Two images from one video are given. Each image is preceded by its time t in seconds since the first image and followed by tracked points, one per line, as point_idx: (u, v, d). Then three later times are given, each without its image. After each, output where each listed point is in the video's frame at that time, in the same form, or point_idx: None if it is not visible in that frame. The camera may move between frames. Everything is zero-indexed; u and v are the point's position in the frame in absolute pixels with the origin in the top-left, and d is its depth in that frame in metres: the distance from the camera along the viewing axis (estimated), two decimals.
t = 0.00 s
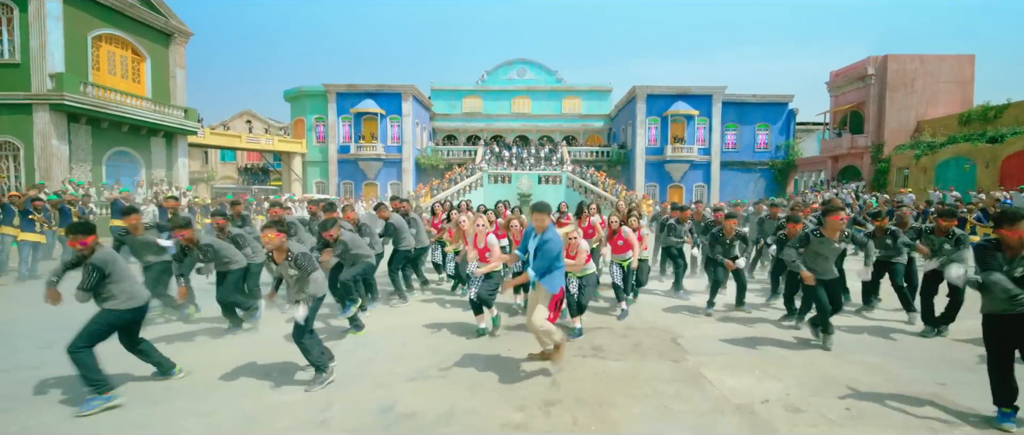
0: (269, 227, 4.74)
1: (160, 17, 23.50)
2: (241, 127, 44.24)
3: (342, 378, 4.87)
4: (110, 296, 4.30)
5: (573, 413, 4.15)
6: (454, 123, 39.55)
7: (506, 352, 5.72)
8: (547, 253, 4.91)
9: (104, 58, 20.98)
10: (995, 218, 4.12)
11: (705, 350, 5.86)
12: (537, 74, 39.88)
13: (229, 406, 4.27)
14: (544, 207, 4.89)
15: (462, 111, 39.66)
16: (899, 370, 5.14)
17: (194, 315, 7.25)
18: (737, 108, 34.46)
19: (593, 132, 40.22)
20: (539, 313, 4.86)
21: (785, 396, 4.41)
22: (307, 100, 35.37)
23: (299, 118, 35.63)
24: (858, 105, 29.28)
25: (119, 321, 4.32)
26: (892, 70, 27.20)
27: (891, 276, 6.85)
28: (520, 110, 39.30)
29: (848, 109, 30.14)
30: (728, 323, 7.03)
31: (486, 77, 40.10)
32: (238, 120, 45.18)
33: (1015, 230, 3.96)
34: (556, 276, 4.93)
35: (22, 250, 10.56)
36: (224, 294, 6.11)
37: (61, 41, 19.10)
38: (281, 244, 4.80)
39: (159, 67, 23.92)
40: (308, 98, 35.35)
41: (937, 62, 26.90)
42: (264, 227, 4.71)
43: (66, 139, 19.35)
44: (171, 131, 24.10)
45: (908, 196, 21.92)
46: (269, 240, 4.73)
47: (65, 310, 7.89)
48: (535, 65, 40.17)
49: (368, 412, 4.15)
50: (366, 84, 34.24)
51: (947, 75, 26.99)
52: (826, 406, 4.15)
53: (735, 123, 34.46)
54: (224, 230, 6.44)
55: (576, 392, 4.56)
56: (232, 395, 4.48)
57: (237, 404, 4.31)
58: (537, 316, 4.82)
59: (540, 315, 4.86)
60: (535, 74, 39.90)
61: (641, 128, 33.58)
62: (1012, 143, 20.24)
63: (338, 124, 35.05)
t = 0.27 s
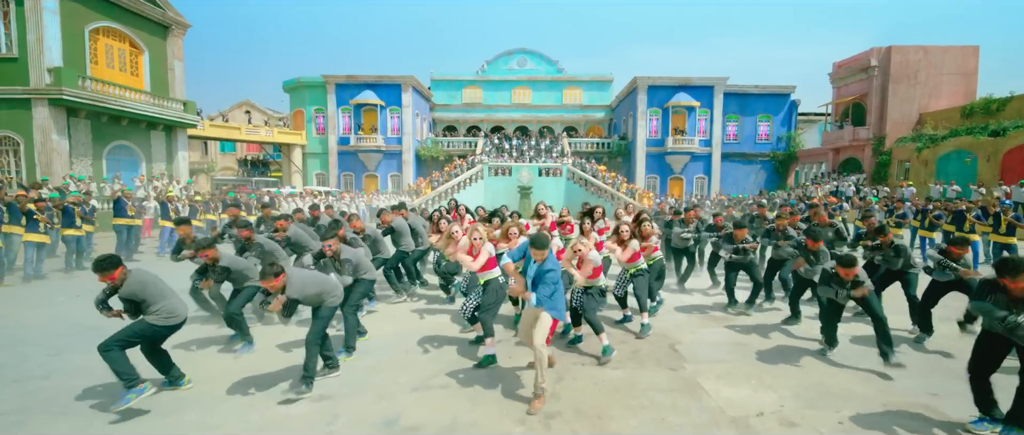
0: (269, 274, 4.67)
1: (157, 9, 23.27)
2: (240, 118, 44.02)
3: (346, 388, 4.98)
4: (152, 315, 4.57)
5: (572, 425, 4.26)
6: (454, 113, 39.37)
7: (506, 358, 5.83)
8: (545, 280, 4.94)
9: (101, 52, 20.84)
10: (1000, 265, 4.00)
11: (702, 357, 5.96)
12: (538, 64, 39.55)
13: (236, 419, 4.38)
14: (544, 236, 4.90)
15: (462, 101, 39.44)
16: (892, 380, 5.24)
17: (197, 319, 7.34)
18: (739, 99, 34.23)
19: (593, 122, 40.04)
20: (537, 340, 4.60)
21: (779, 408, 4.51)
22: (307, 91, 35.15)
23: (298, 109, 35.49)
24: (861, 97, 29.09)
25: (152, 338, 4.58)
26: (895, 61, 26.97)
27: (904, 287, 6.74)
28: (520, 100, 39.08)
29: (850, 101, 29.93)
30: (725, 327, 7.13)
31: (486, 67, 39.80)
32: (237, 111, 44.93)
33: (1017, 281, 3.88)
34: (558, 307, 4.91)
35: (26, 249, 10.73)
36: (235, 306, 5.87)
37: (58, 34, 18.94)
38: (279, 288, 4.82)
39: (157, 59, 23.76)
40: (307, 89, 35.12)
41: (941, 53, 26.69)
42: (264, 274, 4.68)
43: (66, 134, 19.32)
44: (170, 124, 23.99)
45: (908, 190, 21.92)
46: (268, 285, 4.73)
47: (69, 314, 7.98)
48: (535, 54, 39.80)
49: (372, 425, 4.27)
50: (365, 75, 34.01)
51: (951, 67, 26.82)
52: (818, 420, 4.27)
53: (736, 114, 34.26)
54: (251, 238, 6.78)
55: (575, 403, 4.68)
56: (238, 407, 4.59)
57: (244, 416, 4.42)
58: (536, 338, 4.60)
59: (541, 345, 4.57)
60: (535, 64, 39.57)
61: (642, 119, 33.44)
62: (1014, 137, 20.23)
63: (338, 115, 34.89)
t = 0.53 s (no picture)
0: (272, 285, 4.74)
1: None
2: (237, 105, 43.67)
3: (350, 389, 5.09)
4: (165, 321, 4.70)
5: (570, 427, 4.38)
6: (453, 100, 39.07)
7: (504, 357, 5.96)
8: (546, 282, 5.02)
9: (95, 40, 20.56)
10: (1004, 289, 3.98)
11: (698, 355, 6.09)
12: (537, 50, 39.11)
13: (244, 421, 4.50)
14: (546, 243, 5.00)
15: (461, 88, 39.11)
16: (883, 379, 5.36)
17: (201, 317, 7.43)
18: (740, 87, 34.00)
19: (593, 110, 39.79)
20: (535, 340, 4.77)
21: (772, 409, 4.64)
22: (304, 79, 34.81)
23: (296, 96, 35.20)
24: (862, 85, 28.90)
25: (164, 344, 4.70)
26: (898, 49, 26.74)
27: (909, 288, 6.66)
28: (519, 87, 38.75)
29: (851, 89, 29.75)
30: (722, 324, 7.24)
31: (485, 54, 39.35)
32: (234, 98, 44.54)
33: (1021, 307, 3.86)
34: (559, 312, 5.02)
35: (28, 244, 10.78)
36: (239, 312, 5.88)
37: (51, 23, 18.66)
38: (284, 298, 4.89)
39: (151, 48, 23.46)
40: (304, 76, 34.76)
41: (944, 41, 26.45)
42: (269, 285, 4.75)
43: (63, 124, 19.20)
44: (167, 114, 23.80)
45: (907, 179, 21.93)
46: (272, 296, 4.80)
47: (75, 310, 8.08)
48: (534, 40, 39.32)
49: (375, 427, 4.38)
50: (363, 62, 33.65)
51: (953, 54, 26.62)
52: (809, 421, 4.40)
53: (736, 102, 34.07)
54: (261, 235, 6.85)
55: (573, 404, 4.80)
56: (245, 409, 4.70)
57: (251, 418, 4.54)
58: (533, 339, 4.76)
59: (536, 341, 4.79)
60: (534, 51, 39.13)
61: (642, 107, 33.26)
62: (1012, 126, 20.19)
63: (335, 103, 34.62)
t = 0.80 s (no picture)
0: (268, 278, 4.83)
1: None
2: (231, 87, 43.02)
3: (353, 381, 5.22)
4: (177, 315, 4.82)
5: (567, 418, 4.53)
6: (450, 82, 38.59)
7: (503, 348, 6.10)
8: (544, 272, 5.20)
9: (84, 22, 20.10)
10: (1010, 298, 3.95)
11: (692, 345, 6.24)
12: (535, 30, 38.47)
13: (250, 412, 4.65)
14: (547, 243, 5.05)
15: (457, 70, 38.59)
16: (871, 369, 5.54)
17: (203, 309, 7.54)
18: (740, 68, 33.67)
19: (591, 91, 39.42)
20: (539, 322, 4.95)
21: (761, 400, 4.80)
22: (298, 60, 34.25)
23: (290, 78, 34.69)
24: (862, 67, 28.68)
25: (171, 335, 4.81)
26: (899, 30, 26.45)
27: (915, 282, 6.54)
28: (516, 68, 38.26)
29: (851, 72, 29.52)
30: (716, 314, 7.39)
31: (482, 34, 38.70)
32: (227, 79, 43.83)
33: None
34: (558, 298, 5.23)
35: (27, 233, 10.78)
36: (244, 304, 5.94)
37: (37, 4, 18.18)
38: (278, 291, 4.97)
39: (142, 29, 22.95)
40: (299, 57, 34.20)
41: (947, 23, 26.19)
42: (264, 278, 4.83)
43: (54, 108, 18.94)
44: (160, 97, 23.43)
45: (904, 164, 21.96)
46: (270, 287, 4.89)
47: (78, 300, 8.16)
48: (532, 20, 38.64)
49: (378, 419, 4.52)
50: (358, 42, 33.07)
51: (955, 36, 26.39)
52: (797, 412, 4.56)
53: (736, 84, 33.80)
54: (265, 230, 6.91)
55: (570, 395, 4.95)
56: (251, 402, 4.83)
57: (258, 411, 4.67)
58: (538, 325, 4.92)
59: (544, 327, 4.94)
60: (532, 31, 38.49)
61: (641, 89, 32.98)
62: (1012, 110, 20.16)
63: (331, 85, 34.15)
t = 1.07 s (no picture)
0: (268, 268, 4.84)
1: None
2: (224, 71, 42.41)
3: (352, 371, 5.31)
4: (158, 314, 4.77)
5: (563, 408, 4.63)
6: (446, 67, 38.16)
7: (499, 339, 6.18)
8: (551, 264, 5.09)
9: (72, 5, 19.67)
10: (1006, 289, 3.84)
11: (687, 334, 6.34)
12: (532, 14, 37.94)
13: (252, 403, 4.73)
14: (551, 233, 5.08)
15: (454, 54, 38.13)
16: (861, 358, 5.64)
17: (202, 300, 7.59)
18: (739, 53, 33.40)
19: (589, 77, 39.09)
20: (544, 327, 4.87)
21: (753, 389, 4.91)
22: (292, 44, 33.75)
23: (284, 63, 34.21)
24: (861, 52, 28.50)
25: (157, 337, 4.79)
26: (900, 15, 26.22)
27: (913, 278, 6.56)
28: (513, 53, 37.83)
29: (850, 57, 29.35)
30: (710, 304, 7.50)
31: (479, 17, 38.15)
32: (220, 63, 43.16)
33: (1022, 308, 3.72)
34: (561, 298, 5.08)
35: (22, 223, 10.74)
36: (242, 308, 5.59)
37: None
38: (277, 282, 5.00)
39: (131, 12, 22.49)
40: (292, 41, 33.69)
41: (947, 8, 26.00)
42: (264, 269, 4.84)
43: (45, 94, 18.67)
44: (153, 83, 23.06)
45: (900, 150, 22.00)
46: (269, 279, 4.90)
47: (76, 290, 8.18)
48: (530, 3, 38.07)
49: (378, 409, 4.61)
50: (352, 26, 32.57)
51: (955, 22, 26.25)
52: (787, 401, 4.68)
53: (734, 69, 33.56)
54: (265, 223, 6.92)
55: (566, 385, 5.04)
56: (252, 393, 4.91)
57: (259, 402, 4.75)
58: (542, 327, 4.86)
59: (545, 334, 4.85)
60: (530, 15, 37.96)
61: (639, 74, 32.74)
62: (1009, 97, 20.19)
63: (326, 70, 33.73)
